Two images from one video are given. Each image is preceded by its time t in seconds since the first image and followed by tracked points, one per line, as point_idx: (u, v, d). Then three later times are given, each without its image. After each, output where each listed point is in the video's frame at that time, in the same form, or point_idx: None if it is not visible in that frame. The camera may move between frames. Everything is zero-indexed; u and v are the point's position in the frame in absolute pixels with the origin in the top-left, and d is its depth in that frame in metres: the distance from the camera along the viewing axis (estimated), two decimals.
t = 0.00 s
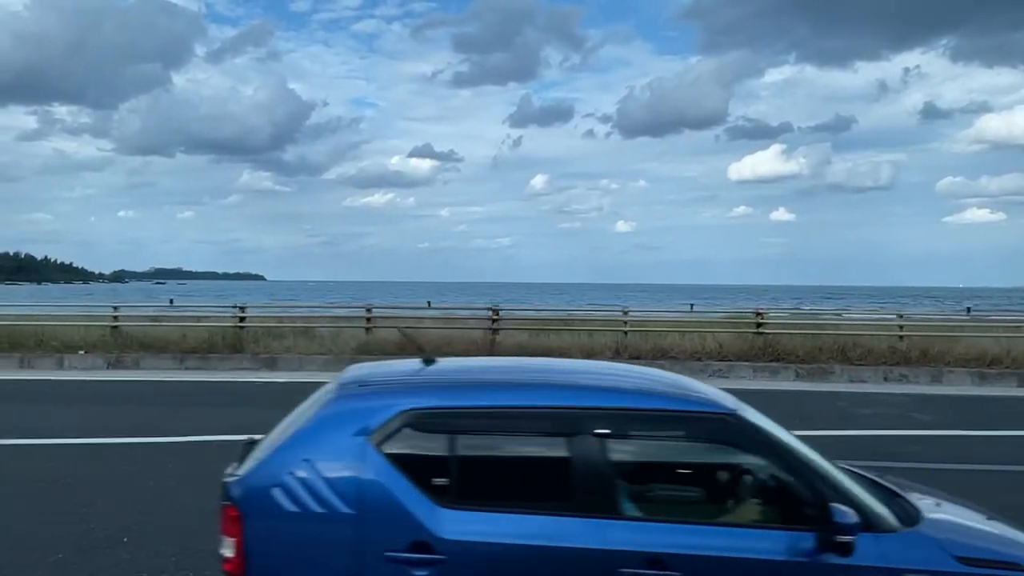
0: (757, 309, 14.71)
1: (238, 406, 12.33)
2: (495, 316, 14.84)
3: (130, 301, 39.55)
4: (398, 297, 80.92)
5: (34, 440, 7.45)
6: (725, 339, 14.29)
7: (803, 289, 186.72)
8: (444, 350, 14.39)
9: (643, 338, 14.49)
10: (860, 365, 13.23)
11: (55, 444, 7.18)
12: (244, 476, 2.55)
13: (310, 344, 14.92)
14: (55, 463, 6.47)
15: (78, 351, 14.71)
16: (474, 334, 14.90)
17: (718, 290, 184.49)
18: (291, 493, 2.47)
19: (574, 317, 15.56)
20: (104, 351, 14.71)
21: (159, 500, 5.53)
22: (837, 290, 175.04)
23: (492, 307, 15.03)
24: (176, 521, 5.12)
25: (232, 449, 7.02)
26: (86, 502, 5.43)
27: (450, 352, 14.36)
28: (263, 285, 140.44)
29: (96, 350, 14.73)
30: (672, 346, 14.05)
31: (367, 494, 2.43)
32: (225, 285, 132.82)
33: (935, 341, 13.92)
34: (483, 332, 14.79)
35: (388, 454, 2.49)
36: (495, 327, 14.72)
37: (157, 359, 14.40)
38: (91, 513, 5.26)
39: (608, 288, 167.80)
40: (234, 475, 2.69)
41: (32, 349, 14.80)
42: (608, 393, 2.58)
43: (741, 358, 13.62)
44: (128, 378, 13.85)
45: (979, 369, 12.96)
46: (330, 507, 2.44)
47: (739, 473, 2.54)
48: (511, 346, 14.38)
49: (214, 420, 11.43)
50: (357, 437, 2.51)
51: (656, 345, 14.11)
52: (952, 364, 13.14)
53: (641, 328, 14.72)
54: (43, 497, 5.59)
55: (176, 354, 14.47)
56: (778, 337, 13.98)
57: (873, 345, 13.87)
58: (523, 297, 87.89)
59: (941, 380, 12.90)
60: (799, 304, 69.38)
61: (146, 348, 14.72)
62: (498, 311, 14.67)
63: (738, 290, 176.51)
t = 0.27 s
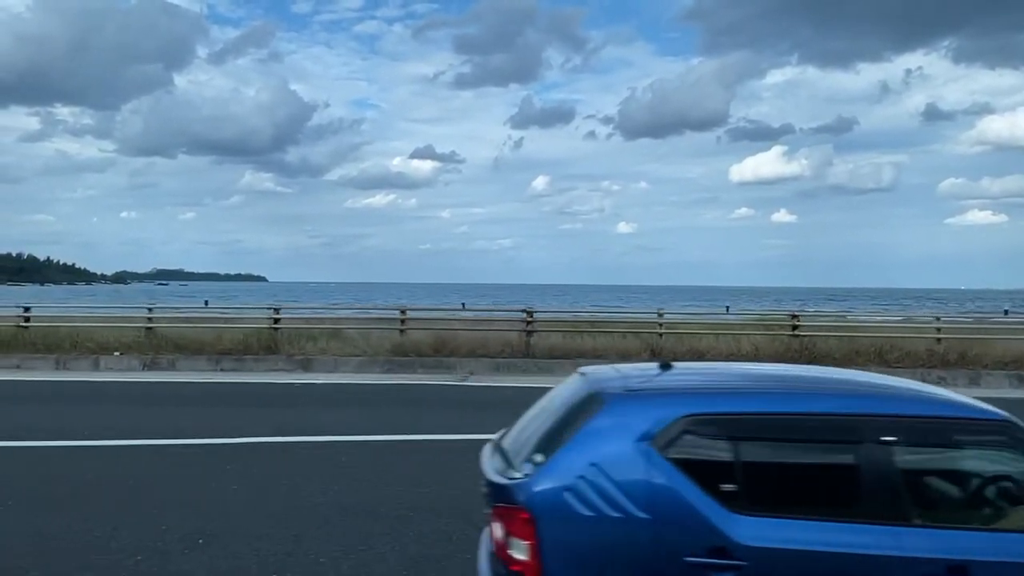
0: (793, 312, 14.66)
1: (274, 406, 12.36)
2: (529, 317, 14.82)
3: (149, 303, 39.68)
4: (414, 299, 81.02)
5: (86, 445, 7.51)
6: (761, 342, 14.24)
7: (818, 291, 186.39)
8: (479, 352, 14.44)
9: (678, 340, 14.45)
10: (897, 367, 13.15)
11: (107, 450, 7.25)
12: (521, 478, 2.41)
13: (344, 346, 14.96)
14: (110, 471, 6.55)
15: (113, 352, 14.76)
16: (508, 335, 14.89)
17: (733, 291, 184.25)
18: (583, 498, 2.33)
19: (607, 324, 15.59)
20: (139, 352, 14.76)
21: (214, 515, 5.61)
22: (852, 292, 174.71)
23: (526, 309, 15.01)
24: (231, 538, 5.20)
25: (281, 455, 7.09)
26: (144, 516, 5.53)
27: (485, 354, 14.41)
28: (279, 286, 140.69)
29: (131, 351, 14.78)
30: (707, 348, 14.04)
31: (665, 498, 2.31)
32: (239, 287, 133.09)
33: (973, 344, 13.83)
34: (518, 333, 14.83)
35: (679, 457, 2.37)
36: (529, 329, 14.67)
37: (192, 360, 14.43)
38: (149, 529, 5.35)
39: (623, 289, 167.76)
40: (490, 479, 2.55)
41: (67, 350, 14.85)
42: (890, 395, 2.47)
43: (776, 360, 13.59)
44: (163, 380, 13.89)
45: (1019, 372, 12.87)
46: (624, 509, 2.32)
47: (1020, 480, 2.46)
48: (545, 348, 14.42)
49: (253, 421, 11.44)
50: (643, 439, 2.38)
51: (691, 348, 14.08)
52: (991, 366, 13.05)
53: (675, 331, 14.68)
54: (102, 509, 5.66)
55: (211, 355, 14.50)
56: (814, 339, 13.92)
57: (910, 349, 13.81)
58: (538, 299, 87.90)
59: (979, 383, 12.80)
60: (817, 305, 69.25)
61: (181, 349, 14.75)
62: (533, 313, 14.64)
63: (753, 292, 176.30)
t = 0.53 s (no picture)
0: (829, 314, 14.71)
1: (311, 400, 12.21)
2: (565, 319, 14.76)
3: (172, 305, 39.78)
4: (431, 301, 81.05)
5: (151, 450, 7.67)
6: (798, 344, 14.20)
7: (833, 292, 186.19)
8: (515, 354, 14.40)
9: (715, 341, 14.42)
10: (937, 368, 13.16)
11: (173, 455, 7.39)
12: (800, 484, 2.40)
13: (379, 347, 15.00)
14: (178, 471, 6.67)
15: (150, 352, 14.82)
16: (544, 337, 14.87)
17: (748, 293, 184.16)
18: (876, 505, 2.31)
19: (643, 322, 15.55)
20: (176, 353, 14.83)
21: (285, 518, 5.65)
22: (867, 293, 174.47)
23: (563, 309, 14.94)
24: (306, 540, 5.23)
25: (344, 463, 7.16)
26: (217, 521, 5.57)
27: (520, 355, 14.36)
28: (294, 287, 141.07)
29: (168, 352, 14.85)
30: (744, 350, 14.02)
31: (960, 505, 2.29)
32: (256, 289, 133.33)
33: (1011, 346, 13.86)
34: (553, 335, 14.81)
35: (964, 464, 2.35)
36: (564, 330, 14.64)
37: (229, 362, 14.55)
38: (221, 531, 5.40)
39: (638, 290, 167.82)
40: (756, 484, 2.53)
41: (104, 351, 14.92)
42: None
43: (813, 363, 13.61)
44: (200, 380, 14.03)
45: None
46: (920, 518, 2.30)
47: None
48: (579, 351, 14.34)
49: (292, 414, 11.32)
50: (927, 446, 2.37)
51: (727, 350, 14.06)
52: None
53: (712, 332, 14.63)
54: (176, 511, 5.78)
55: (248, 357, 14.63)
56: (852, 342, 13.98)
57: (948, 352, 13.80)
58: (556, 301, 87.96)
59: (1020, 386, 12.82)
60: (835, 307, 69.22)
61: (218, 350, 14.87)
62: (569, 315, 14.60)
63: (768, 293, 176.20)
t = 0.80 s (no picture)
0: (866, 315, 14.69)
1: (348, 399, 12.21)
2: (600, 320, 14.73)
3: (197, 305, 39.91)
4: (450, 301, 81.11)
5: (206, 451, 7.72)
6: (835, 346, 14.14)
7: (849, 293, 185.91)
8: (551, 355, 14.38)
9: (751, 342, 14.42)
10: (976, 372, 13.16)
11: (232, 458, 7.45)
12: None
13: (414, 347, 15.01)
14: (240, 469, 6.70)
15: (186, 353, 14.88)
16: (579, 338, 14.83)
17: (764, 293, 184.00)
18: None
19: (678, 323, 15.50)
20: (211, 354, 14.88)
21: (355, 516, 5.66)
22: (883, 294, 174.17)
23: (597, 310, 14.86)
24: (382, 540, 5.23)
25: (402, 463, 7.18)
26: (287, 519, 5.59)
27: (555, 356, 14.34)
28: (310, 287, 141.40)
29: (204, 352, 14.90)
30: (780, 351, 13.96)
31: None
32: (273, 289, 133.60)
33: None
34: (587, 337, 14.72)
35: None
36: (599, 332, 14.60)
37: (264, 362, 14.60)
38: (292, 530, 5.41)
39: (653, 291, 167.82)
40: (1012, 487, 2.53)
41: (140, 351, 14.98)
42: None
43: (852, 365, 13.57)
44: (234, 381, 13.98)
45: None
46: None
47: None
48: (615, 352, 14.31)
49: (330, 412, 11.30)
50: None
51: (765, 351, 14.01)
52: None
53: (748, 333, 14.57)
54: (245, 510, 5.80)
55: (283, 357, 14.68)
56: (889, 344, 13.95)
57: (987, 354, 13.77)
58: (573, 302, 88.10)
59: None
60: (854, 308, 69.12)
61: (254, 350, 14.92)
62: (605, 316, 14.54)
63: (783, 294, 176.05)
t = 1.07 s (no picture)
0: (902, 319, 14.69)
1: (385, 399, 12.25)
2: (635, 323, 14.69)
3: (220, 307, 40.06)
4: (467, 303, 81.20)
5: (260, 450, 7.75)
6: (873, 350, 14.13)
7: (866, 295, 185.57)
8: (586, 357, 14.34)
9: (787, 345, 14.42)
10: (1015, 375, 13.12)
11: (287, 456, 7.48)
12: None
13: (449, 349, 15.03)
14: (297, 471, 6.71)
15: (222, 355, 14.94)
16: (614, 340, 14.81)
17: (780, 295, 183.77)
18: None
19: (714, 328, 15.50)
20: (247, 355, 14.94)
21: (425, 519, 5.66)
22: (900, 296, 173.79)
23: (632, 313, 14.82)
24: (456, 543, 5.23)
25: (457, 462, 7.20)
26: (357, 521, 5.61)
27: (591, 359, 14.31)
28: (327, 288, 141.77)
29: (240, 353, 14.95)
30: (818, 355, 13.95)
31: None
32: (296, 290, 134.52)
33: None
34: (623, 339, 14.68)
35: None
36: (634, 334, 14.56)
37: (301, 364, 14.67)
38: (364, 533, 5.41)
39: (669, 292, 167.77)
40: None
41: (176, 352, 15.04)
42: None
43: (890, 367, 13.52)
44: (274, 380, 14.21)
45: None
46: None
47: None
48: (651, 355, 14.29)
49: (370, 413, 11.34)
50: None
51: (802, 354, 13.99)
52: None
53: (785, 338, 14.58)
54: (310, 511, 5.80)
55: (320, 359, 14.76)
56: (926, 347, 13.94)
57: None
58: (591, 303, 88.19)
59: None
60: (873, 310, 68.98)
61: (290, 351, 14.99)
62: (640, 318, 14.52)
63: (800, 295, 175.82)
